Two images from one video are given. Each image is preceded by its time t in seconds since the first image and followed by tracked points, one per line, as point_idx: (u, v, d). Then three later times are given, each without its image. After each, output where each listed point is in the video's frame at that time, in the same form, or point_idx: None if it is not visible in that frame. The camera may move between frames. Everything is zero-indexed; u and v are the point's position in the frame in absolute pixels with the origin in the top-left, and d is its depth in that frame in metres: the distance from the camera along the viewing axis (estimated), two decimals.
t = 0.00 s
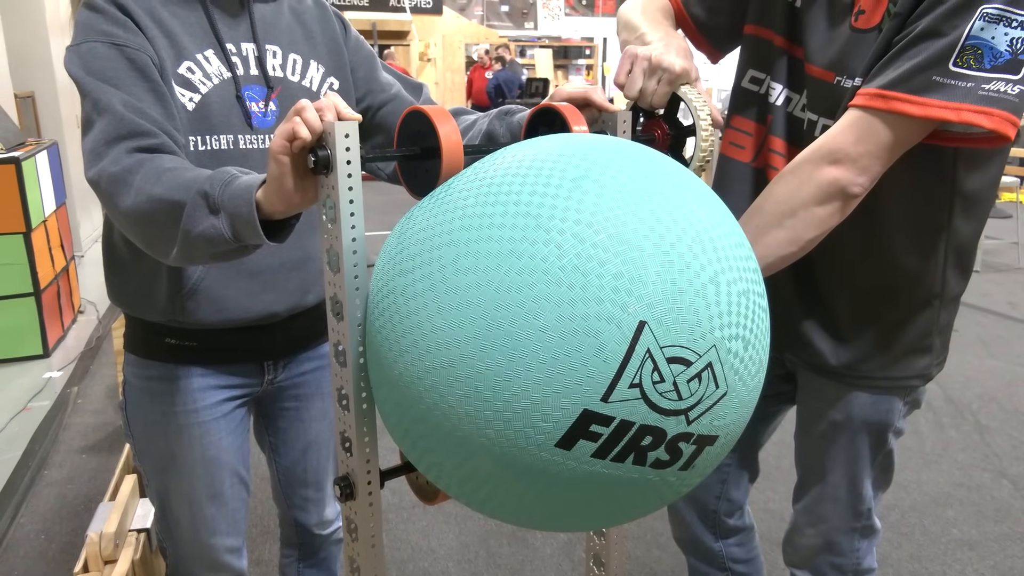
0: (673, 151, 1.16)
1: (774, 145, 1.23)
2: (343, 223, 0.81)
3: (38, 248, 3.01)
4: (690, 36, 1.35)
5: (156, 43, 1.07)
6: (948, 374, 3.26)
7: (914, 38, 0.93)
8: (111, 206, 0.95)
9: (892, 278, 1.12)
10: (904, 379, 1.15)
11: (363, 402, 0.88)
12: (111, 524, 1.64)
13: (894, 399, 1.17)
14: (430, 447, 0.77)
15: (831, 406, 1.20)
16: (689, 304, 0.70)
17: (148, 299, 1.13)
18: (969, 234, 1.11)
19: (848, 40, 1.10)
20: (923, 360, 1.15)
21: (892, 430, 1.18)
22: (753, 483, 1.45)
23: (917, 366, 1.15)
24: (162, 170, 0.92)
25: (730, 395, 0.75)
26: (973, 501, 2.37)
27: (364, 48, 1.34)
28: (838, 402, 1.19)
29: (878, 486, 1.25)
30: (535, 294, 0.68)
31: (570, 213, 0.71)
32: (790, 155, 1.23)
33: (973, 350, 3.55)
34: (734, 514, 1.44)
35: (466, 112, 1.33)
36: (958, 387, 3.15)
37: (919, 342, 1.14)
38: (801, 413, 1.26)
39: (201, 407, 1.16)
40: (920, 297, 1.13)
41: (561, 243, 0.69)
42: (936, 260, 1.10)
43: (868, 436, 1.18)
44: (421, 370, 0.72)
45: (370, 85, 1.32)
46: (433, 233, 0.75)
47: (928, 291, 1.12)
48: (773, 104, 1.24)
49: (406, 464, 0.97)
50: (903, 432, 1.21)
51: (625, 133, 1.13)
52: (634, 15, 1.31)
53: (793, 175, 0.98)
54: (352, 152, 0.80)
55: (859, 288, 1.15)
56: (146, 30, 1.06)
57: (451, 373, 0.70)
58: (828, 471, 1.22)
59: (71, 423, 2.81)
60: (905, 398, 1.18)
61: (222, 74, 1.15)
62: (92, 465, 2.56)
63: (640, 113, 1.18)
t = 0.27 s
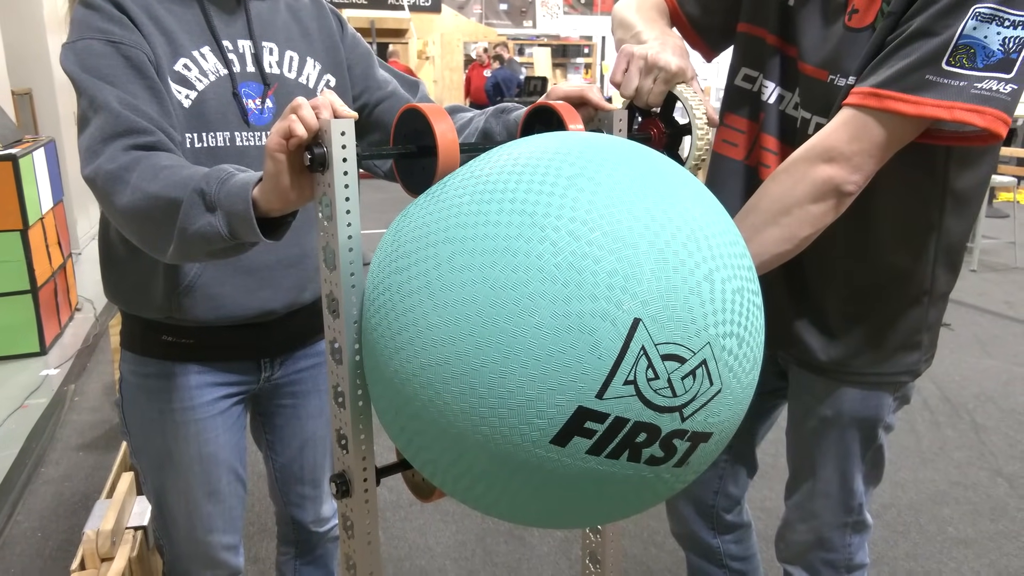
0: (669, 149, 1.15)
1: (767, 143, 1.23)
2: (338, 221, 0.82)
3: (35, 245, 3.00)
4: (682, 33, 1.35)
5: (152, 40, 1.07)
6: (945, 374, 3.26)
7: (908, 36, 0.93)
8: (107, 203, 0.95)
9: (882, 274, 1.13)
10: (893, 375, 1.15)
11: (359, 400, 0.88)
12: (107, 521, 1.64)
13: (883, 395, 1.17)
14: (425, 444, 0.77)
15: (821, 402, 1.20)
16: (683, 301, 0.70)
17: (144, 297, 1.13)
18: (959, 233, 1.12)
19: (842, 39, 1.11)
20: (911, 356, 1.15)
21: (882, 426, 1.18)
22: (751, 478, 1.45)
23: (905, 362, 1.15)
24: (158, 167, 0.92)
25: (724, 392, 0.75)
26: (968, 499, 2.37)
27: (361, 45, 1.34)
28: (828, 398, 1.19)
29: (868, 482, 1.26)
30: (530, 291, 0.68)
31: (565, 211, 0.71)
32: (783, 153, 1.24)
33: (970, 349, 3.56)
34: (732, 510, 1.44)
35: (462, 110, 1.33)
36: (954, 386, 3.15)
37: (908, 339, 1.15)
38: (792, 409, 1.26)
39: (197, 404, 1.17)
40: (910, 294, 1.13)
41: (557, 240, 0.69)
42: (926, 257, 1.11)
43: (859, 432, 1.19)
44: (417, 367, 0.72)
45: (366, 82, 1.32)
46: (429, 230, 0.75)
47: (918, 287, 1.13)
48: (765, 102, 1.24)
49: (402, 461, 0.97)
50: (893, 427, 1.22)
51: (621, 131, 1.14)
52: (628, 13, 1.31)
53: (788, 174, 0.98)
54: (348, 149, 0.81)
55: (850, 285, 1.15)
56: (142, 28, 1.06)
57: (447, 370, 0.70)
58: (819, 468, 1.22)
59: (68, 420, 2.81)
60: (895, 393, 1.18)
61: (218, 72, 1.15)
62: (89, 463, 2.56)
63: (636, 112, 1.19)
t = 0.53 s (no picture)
0: (668, 149, 1.16)
1: (767, 142, 1.23)
2: (338, 221, 0.82)
3: (34, 246, 3.00)
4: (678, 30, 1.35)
5: (151, 40, 1.07)
6: (944, 373, 3.26)
7: (909, 39, 0.93)
8: (107, 203, 0.95)
9: (882, 274, 1.13)
10: (892, 374, 1.15)
11: (359, 400, 0.88)
12: (107, 522, 1.64)
13: (883, 392, 1.17)
14: (425, 443, 0.77)
15: (821, 400, 1.20)
16: (682, 300, 0.71)
17: (144, 297, 1.13)
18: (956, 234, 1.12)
19: (842, 40, 1.11)
20: (910, 355, 1.16)
21: (881, 424, 1.18)
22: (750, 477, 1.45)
23: (904, 361, 1.16)
24: (158, 168, 0.92)
25: (723, 392, 0.75)
26: (968, 499, 2.37)
27: (360, 45, 1.34)
28: (828, 396, 1.19)
29: (867, 480, 1.26)
30: (529, 291, 0.68)
31: (565, 211, 0.71)
32: (782, 153, 1.24)
33: (969, 349, 3.56)
34: (731, 510, 1.44)
35: (461, 109, 1.34)
36: (954, 386, 3.15)
37: (908, 338, 1.15)
38: (792, 407, 1.26)
39: (197, 404, 1.17)
40: (910, 293, 1.13)
41: (556, 240, 0.69)
42: (925, 257, 1.11)
43: (858, 430, 1.19)
44: (416, 367, 0.72)
45: (366, 82, 1.32)
46: (428, 230, 0.75)
47: (917, 287, 1.13)
48: (765, 102, 1.24)
49: (402, 461, 0.97)
50: (893, 425, 1.22)
51: (620, 131, 1.14)
52: (627, 11, 1.30)
53: (788, 174, 0.98)
54: (348, 150, 0.81)
55: (849, 285, 1.15)
56: (141, 28, 1.06)
57: (446, 369, 0.70)
58: (819, 465, 1.22)
59: (67, 421, 2.81)
60: (896, 390, 1.18)
61: (218, 72, 1.15)
62: (89, 463, 2.56)
63: (636, 112, 1.19)
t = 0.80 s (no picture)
0: (669, 148, 1.15)
1: (766, 143, 1.23)
2: (339, 220, 0.82)
3: (33, 244, 3.00)
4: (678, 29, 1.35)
5: (151, 39, 1.07)
6: (944, 373, 3.27)
7: (907, 41, 0.93)
8: (107, 202, 0.95)
9: (881, 274, 1.13)
10: (892, 372, 1.16)
11: (359, 399, 0.88)
12: (106, 521, 1.64)
13: (885, 389, 1.17)
14: (425, 442, 0.77)
15: (822, 398, 1.20)
16: (682, 298, 0.71)
17: (144, 297, 1.13)
18: (955, 233, 1.12)
19: (842, 41, 1.11)
20: (910, 354, 1.16)
21: (882, 421, 1.19)
22: (750, 475, 1.45)
23: (904, 360, 1.16)
24: (158, 167, 0.92)
25: (723, 390, 0.75)
26: (968, 498, 2.37)
27: (359, 44, 1.34)
28: (829, 394, 1.19)
29: (869, 476, 1.26)
30: (529, 289, 0.68)
31: (564, 209, 0.71)
32: (782, 154, 1.24)
33: (969, 348, 3.56)
34: (731, 508, 1.44)
35: (461, 109, 1.33)
36: (953, 385, 3.16)
37: (908, 337, 1.15)
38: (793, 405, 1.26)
39: (197, 404, 1.17)
40: (909, 293, 1.13)
41: (555, 238, 0.69)
42: (924, 256, 1.11)
43: (860, 428, 1.19)
44: (416, 366, 0.72)
45: (365, 82, 1.32)
46: (428, 229, 0.75)
47: (916, 287, 1.13)
48: (764, 102, 1.24)
49: (402, 460, 0.97)
50: (894, 423, 1.22)
51: (620, 130, 1.14)
52: (625, 10, 1.30)
53: (787, 174, 0.98)
54: (348, 148, 0.81)
55: (848, 284, 1.16)
56: (140, 27, 1.06)
57: (446, 368, 0.70)
58: (821, 463, 1.23)
59: (66, 420, 2.80)
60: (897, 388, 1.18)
61: (217, 71, 1.15)
62: (88, 462, 2.56)
63: (636, 110, 1.19)
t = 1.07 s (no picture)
0: (667, 150, 1.16)
1: (767, 138, 1.23)
2: (340, 219, 0.82)
3: (35, 245, 3.01)
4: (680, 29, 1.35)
5: (152, 40, 1.07)
6: (945, 373, 3.26)
7: (900, 37, 0.94)
8: (108, 202, 0.95)
9: (882, 272, 1.13)
10: (896, 370, 1.15)
11: (360, 398, 0.88)
12: (108, 521, 1.64)
13: (889, 388, 1.17)
14: (425, 441, 0.77)
15: (827, 396, 1.20)
16: (681, 296, 0.70)
17: (145, 296, 1.13)
18: (947, 228, 1.14)
19: (836, 37, 1.10)
20: (914, 351, 1.16)
21: (887, 420, 1.18)
22: (754, 475, 1.45)
23: (908, 358, 1.16)
24: (160, 167, 0.92)
25: (723, 388, 0.75)
26: (969, 498, 2.37)
27: (361, 44, 1.34)
28: (834, 392, 1.19)
29: (873, 475, 1.26)
30: (529, 287, 0.68)
31: (563, 208, 0.71)
32: (782, 148, 1.23)
33: (971, 348, 3.55)
34: (736, 507, 1.44)
35: (462, 108, 1.33)
36: (955, 385, 3.15)
37: (910, 335, 1.15)
38: (797, 404, 1.26)
39: (198, 404, 1.17)
40: (909, 291, 1.14)
41: (555, 237, 0.69)
42: (922, 253, 1.12)
43: (864, 426, 1.19)
44: (416, 364, 0.72)
45: (366, 81, 1.32)
46: (428, 228, 0.75)
47: (917, 285, 1.13)
48: (765, 98, 1.24)
49: (403, 460, 0.97)
50: (898, 422, 1.22)
51: (622, 130, 1.14)
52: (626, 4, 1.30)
53: (781, 173, 0.98)
54: (349, 148, 0.81)
55: (850, 284, 1.15)
56: (142, 27, 1.06)
57: (446, 366, 0.70)
58: (825, 462, 1.22)
59: (69, 420, 2.81)
60: (900, 386, 1.18)
61: (218, 71, 1.15)
62: (90, 462, 2.56)
63: (638, 108, 1.19)
